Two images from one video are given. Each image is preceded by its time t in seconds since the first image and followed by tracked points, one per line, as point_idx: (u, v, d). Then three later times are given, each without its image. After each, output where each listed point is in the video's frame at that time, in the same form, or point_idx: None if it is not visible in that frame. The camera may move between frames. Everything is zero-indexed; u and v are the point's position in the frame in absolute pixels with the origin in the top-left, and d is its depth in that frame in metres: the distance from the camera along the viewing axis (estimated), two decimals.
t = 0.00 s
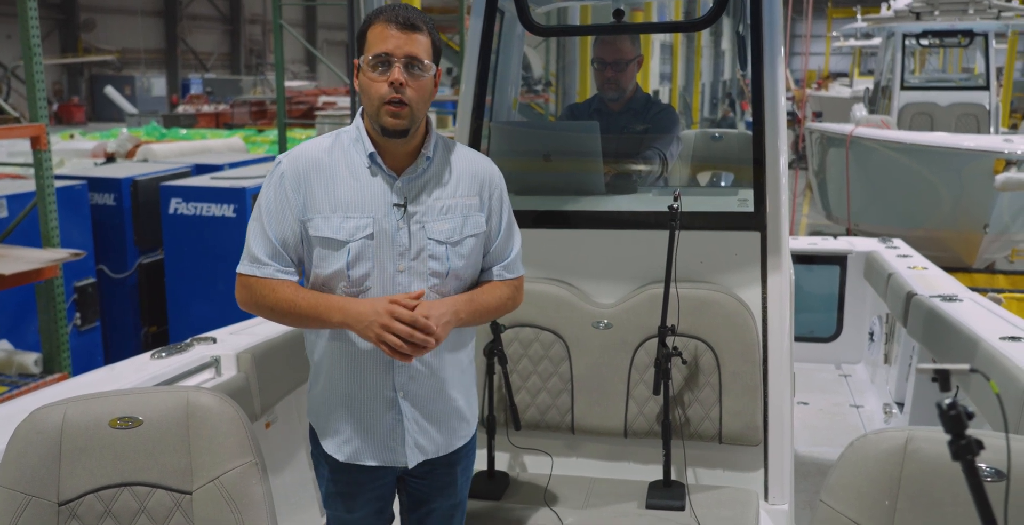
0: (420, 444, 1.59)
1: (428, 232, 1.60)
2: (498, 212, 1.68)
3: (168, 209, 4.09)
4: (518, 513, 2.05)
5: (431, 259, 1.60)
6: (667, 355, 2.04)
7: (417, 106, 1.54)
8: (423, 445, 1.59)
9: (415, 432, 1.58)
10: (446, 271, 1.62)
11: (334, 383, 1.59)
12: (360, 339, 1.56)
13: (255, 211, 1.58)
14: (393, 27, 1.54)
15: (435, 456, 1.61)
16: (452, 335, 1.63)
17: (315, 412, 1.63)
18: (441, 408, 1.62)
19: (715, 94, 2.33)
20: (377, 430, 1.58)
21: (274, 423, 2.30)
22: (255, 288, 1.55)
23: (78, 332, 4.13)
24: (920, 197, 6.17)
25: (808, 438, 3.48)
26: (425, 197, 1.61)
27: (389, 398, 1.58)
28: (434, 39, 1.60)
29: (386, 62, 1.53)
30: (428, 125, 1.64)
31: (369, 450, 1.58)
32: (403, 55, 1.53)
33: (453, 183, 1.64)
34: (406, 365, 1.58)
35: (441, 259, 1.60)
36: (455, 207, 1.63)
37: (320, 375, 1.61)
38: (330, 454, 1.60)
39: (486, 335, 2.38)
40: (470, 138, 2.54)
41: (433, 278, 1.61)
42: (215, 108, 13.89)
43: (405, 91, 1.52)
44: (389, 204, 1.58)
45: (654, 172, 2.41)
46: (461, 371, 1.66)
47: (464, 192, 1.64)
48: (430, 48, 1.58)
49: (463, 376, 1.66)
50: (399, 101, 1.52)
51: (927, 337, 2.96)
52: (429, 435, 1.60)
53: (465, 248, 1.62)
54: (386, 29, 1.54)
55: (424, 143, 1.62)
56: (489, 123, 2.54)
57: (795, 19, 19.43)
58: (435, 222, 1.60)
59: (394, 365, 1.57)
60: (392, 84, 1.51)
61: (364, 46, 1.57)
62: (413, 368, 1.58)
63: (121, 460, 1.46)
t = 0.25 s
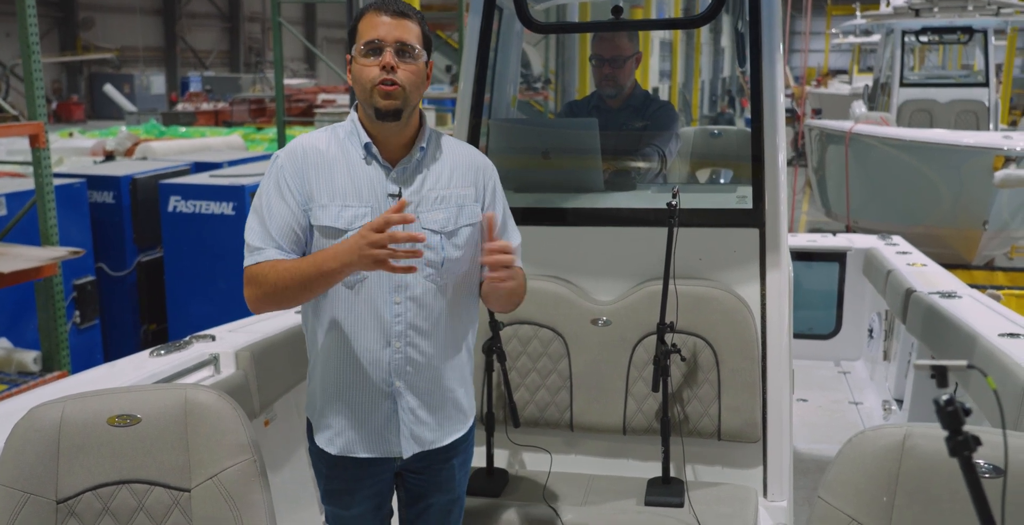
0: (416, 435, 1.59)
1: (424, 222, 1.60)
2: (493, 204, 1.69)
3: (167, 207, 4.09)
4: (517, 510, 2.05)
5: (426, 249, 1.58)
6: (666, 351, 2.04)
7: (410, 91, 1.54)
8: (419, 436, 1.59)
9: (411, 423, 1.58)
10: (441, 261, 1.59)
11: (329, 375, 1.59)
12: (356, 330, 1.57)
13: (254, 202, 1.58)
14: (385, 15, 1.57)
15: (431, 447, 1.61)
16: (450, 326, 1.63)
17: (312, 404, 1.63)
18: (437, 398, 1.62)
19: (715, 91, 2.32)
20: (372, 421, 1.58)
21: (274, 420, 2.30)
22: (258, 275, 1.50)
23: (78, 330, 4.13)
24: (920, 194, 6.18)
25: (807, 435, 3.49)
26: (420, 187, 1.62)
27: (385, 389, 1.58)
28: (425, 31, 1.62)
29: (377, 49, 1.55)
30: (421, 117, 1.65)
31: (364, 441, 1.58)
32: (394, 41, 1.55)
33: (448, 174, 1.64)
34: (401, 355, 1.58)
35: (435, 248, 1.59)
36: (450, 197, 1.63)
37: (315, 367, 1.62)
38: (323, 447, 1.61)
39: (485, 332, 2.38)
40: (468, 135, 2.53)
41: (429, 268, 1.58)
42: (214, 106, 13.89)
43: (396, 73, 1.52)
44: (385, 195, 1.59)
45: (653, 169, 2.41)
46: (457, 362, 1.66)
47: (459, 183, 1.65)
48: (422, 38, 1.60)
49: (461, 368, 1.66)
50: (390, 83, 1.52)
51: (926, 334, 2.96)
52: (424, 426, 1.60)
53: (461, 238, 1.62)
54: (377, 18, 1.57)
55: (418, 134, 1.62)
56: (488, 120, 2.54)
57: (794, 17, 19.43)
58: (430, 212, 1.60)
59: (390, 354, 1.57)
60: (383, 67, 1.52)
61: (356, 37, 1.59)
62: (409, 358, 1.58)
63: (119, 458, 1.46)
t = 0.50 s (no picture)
0: (413, 429, 1.59)
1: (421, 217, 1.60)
2: (490, 201, 1.70)
3: (166, 204, 4.09)
4: (515, 507, 2.05)
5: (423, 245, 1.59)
6: (665, 349, 2.05)
7: (403, 86, 1.54)
8: (416, 431, 1.60)
9: (408, 417, 1.59)
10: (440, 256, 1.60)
11: (326, 370, 1.59)
12: (354, 325, 1.57)
13: (255, 198, 1.57)
14: (376, 12, 1.56)
15: (428, 442, 1.61)
16: (448, 321, 1.63)
17: (309, 399, 1.64)
18: (434, 393, 1.62)
19: (714, 88, 2.31)
20: (370, 415, 1.58)
21: (272, 418, 2.30)
22: (262, 270, 1.49)
23: (77, 328, 4.12)
24: (919, 191, 6.17)
25: (807, 432, 3.49)
26: (418, 183, 1.62)
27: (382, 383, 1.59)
28: (417, 26, 1.61)
29: (370, 44, 1.54)
30: (417, 112, 1.65)
31: (361, 435, 1.59)
32: (386, 37, 1.54)
33: (445, 170, 1.64)
34: (399, 350, 1.58)
35: (434, 244, 1.60)
36: (447, 193, 1.63)
37: (313, 361, 1.62)
38: (320, 442, 1.61)
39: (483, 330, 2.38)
40: (467, 133, 2.52)
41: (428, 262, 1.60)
42: (214, 104, 13.89)
43: (389, 69, 1.52)
44: (382, 190, 1.59)
45: (651, 166, 2.41)
46: (455, 358, 1.66)
47: (457, 179, 1.65)
48: (413, 33, 1.59)
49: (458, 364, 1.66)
50: (384, 80, 1.52)
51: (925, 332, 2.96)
52: (421, 421, 1.61)
53: (459, 234, 1.62)
54: (368, 14, 1.56)
55: (414, 129, 1.62)
56: (486, 117, 2.53)
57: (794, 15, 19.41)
58: (427, 207, 1.60)
59: (388, 349, 1.57)
60: (376, 63, 1.52)
61: (349, 34, 1.59)
62: (407, 353, 1.58)
63: (116, 456, 1.46)
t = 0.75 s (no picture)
0: (413, 429, 1.59)
1: (421, 217, 1.60)
2: (489, 202, 1.70)
3: (165, 204, 4.09)
4: (514, 507, 2.05)
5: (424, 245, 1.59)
6: (662, 348, 2.05)
7: (402, 85, 1.54)
8: (416, 431, 1.60)
9: (408, 417, 1.59)
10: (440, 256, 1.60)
11: (326, 369, 1.58)
12: (354, 325, 1.56)
13: (255, 197, 1.57)
14: (374, 12, 1.56)
15: (427, 442, 1.61)
16: (447, 321, 1.63)
17: (308, 399, 1.63)
18: (434, 393, 1.62)
19: (714, 88, 2.31)
20: (369, 415, 1.58)
21: (271, 417, 2.30)
22: (264, 272, 1.48)
23: (76, 327, 4.12)
24: (919, 190, 6.17)
25: (806, 432, 3.48)
26: (418, 183, 1.62)
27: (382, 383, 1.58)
28: (416, 26, 1.61)
29: (368, 45, 1.54)
30: (417, 113, 1.65)
31: (361, 434, 1.58)
32: (384, 37, 1.54)
33: (445, 171, 1.64)
34: (399, 350, 1.58)
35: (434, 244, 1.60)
36: (447, 194, 1.63)
37: (312, 361, 1.61)
38: (320, 441, 1.61)
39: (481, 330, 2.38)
40: (465, 132, 2.52)
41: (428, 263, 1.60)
42: (213, 103, 13.88)
43: (388, 68, 1.52)
44: (382, 190, 1.59)
45: (650, 166, 2.41)
46: (454, 358, 1.66)
47: (456, 180, 1.65)
48: (412, 33, 1.59)
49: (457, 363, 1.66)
50: (382, 80, 1.52)
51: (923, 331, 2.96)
52: (421, 421, 1.60)
53: (459, 234, 1.62)
54: (366, 14, 1.56)
55: (414, 130, 1.62)
56: (484, 117, 2.53)
57: (794, 14, 19.40)
58: (427, 208, 1.61)
59: (388, 349, 1.57)
60: (375, 62, 1.52)
61: (348, 34, 1.59)
62: (407, 353, 1.58)
63: (113, 455, 1.46)
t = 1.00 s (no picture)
0: (414, 429, 1.59)
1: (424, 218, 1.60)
2: (492, 203, 1.69)
3: (165, 205, 4.09)
4: (513, 508, 2.05)
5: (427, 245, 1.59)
6: (661, 349, 2.04)
7: (405, 86, 1.53)
8: (417, 431, 1.59)
9: (409, 417, 1.59)
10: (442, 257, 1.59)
11: (328, 368, 1.58)
12: (356, 324, 1.56)
13: (258, 195, 1.57)
14: (377, 13, 1.56)
15: (428, 442, 1.61)
16: (449, 321, 1.63)
17: (309, 398, 1.63)
18: (435, 393, 1.62)
19: (715, 88, 2.31)
20: (371, 414, 1.58)
21: (270, 418, 2.30)
22: (268, 267, 1.46)
23: (76, 328, 4.12)
24: (919, 191, 6.16)
25: (806, 432, 3.48)
26: (420, 184, 1.62)
27: (383, 383, 1.58)
28: (418, 28, 1.61)
29: (371, 46, 1.54)
30: (419, 114, 1.65)
31: (362, 433, 1.58)
32: (387, 38, 1.54)
33: (448, 172, 1.64)
34: (401, 350, 1.58)
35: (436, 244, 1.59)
36: (449, 194, 1.63)
37: (313, 359, 1.61)
38: (321, 440, 1.60)
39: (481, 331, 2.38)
40: (464, 134, 2.51)
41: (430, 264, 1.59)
42: (214, 104, 13.89)
43: (391, 69, 1.52)
44: (386, 190, 1.60)
45: (649, 167, 2.40)
46: (456, 359, 1.66)
47: (458, 181, 1.65)
48: (415, 34, 1.59)
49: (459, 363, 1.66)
50: (385, 80, 1.52)
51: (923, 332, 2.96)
52: (422, 421, 1.60)
53: (461, 235, 1.61)
54: (370, 16, 1.56)
55: (416, 131, 1.63)
56: (483, 118, 2.53)
57: (794, 15, 19.41)
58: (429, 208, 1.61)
59: (391, 349, 1.57)
60: (377, 63, 1.51)
61: (350, 35, 1.58)
62: (409, 353, 1.58)
63: (111, 457, 1.46)
